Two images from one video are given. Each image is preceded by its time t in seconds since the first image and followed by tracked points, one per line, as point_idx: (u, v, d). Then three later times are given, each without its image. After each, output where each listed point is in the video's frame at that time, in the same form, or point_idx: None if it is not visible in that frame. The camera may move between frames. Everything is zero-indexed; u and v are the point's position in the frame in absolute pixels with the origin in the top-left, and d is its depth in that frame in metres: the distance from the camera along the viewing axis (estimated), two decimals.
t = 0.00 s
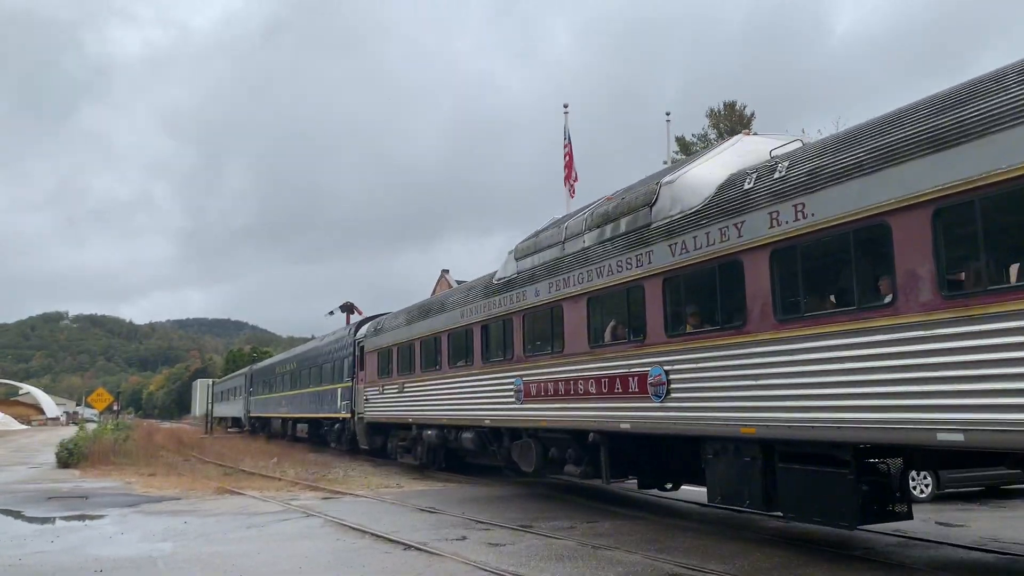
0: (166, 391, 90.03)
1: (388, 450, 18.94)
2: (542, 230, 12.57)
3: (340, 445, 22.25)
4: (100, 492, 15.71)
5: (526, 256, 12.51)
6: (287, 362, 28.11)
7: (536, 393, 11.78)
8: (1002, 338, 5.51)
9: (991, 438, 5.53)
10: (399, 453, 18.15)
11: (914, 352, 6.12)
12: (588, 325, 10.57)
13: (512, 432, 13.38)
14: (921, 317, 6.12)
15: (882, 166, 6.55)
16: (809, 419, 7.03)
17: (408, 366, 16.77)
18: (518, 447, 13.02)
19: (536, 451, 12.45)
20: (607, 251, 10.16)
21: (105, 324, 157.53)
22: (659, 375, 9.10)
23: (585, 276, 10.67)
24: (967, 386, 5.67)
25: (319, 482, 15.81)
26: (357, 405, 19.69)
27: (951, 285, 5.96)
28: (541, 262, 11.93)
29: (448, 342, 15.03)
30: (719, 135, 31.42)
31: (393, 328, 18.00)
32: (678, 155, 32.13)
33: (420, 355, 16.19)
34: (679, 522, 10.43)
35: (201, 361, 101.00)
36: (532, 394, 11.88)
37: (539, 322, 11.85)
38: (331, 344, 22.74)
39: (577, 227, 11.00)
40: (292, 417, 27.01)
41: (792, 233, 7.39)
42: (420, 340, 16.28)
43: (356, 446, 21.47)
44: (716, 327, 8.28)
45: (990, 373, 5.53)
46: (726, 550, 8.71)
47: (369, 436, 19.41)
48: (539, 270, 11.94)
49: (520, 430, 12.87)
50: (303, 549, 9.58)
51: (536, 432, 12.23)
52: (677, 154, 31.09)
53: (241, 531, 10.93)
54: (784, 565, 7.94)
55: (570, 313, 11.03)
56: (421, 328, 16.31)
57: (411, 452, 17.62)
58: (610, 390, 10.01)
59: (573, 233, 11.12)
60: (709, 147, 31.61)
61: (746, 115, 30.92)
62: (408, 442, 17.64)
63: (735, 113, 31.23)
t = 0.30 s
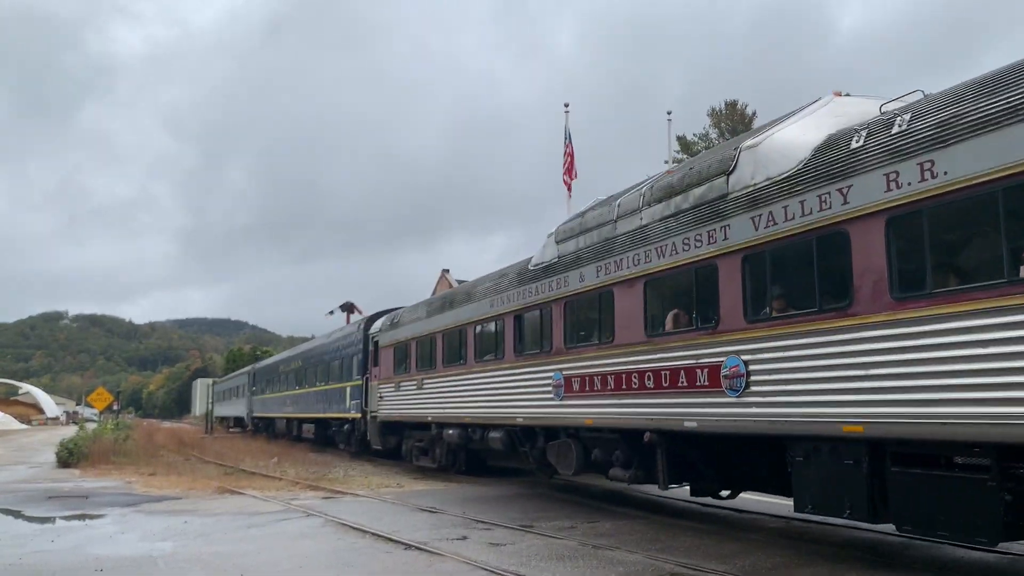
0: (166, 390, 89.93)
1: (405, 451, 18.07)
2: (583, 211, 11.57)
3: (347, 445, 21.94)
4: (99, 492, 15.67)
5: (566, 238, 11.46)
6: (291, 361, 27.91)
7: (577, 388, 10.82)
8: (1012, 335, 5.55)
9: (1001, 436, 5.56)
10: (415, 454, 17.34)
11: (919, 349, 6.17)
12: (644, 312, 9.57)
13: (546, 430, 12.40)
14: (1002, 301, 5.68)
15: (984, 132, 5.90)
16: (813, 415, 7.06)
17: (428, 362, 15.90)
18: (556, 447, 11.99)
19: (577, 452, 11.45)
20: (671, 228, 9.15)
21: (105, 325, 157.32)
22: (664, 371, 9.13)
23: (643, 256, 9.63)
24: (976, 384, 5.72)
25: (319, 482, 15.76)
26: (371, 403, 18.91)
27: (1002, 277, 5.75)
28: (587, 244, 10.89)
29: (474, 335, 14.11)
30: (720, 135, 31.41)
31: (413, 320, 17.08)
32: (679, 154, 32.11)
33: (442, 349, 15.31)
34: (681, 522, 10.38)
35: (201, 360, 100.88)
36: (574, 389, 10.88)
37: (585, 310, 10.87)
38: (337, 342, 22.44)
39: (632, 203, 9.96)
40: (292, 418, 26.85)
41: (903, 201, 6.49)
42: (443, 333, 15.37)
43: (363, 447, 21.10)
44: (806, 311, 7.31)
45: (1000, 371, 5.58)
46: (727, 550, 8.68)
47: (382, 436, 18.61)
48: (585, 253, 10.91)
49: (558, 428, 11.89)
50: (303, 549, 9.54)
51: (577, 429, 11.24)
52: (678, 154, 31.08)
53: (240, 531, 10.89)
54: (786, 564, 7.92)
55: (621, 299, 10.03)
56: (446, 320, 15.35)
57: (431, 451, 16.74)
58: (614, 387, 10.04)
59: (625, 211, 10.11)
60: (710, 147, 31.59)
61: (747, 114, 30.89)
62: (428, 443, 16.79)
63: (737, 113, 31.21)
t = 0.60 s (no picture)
0: (166, 391, 89.95)
1: (421, 454, 16.92)
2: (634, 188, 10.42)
3: (354, 450, 21.45)
4: (98, 493, 15.68)
5: (614, 220, 10.30)
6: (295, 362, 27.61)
7: (628, 384, 9.62)
8: (989, 332, 5.59)
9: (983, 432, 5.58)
10: (432, 457, 16.29)
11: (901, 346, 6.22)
12: (713, 297, 8.39)
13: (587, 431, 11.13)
14: (981, 301, 5.70)
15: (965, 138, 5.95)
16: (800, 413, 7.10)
17: (450, 358, 14.77)
18: (598, 450, 10.67)
19: (626, 455, 10.10)
20: (745, 202, 8.04)
21: (104, 325, 157.36)
22: (654, 370, 9.17)
23: (711, 234, 8.47)
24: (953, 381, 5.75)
25: (318, 483, 15.78)
26: (384, 402, 17.85)
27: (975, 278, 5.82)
28: (640, 224, 9.71)
29: (503, 328, 13.02)
30: (718, 135, 31.40)
31: (433, 314, 15.97)
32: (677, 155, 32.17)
33: (467, 344, 14.20)
34: (679, 523, 10.42)
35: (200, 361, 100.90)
36: (625, 384, 9.66)
37: (636, 296, 9.72)
38: (343, 342, 22.03)
39: (698, 176, 8.82)
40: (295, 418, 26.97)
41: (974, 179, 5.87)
42: (468, 326, 14.26)
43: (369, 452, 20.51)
44: (916, 293, 6.22)
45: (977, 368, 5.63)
46: (726, 550, 8.70)
47: (395, 437, 17.49)
48: (637, 233, 9.73)
49: (601, 429, 10.62)
50: (301, 550, 9.56)
51: (626, 430, 9.98)
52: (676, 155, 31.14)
53: (239, 532, 10.91)
54: (785, 565, 7.92)
55: (683, 284, 8.88)
56: (472, 312, 14.22)
57: (450, 453, 15.66)
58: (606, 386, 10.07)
59: (686, 186, 8.98)
60: (707, 148, 31.64)
61: (745, 115, 30.92)
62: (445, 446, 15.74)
63: (734, 114, 31.25)
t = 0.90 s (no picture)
0: (165, 392, 89.88)
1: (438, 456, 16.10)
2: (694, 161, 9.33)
3: (363, 452, 20.93)
4: (98, 493, 15.67)
5: (673, 196, 9.19)
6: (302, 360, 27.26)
7: (690, 381, 8.57)
8: (979, 333, 5.64)
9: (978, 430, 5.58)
10: (453, 460, 15.44)
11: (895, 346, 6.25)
12: (801, 281, 7.32)
13: (635, 434, 10.20)
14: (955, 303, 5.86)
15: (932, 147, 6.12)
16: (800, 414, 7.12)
17: (476, 355, 13.86)
18: (649, 456, 9.68)
19: (687, 462, 9.07)
20: (842, 168, 6.90)
21: (102, 326, 157.18)
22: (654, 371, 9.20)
23: (799, 207, 7.36)
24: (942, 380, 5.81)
25: (318, 483, 15.77)
26: (398, 401, 16.98)
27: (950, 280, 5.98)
28: (704, 200, 8.62)
29: (537, 321, 12.04)
30: (718, 136, 31.43)
31: (457, 307, 15.00)
32: (677, 155, 32.20)
33: (496, 339, 13.29)
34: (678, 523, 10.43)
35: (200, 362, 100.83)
36: (686, 381, 8.63)
37: (700, 282, 8.66)
38: (353, 341, 21.62)
39: (779, 142, 7.73)
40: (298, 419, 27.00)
41: (970, 180, 5.84)
42: (496, 321, 13.35)
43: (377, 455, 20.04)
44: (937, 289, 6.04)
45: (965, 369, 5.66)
46: (725, 551, 8.71)
47: (412, 439, 16.65)
48: (672, 221, 9.10)
49: (655, 434, 9.62)
50: (301, 550, 9.56)
51: (688, 434, 8.95)
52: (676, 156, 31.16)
53: (238, 532, 10.90)
54: (782, 566, 7.93)
55: (762, 267, 7.81)
56: (502, 304, 13.21)
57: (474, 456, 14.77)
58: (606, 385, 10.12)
59: (763, 155, 7.88)
60: (708, 148, 31.64)
61: (746, 115, 30.94)
62: (468, 448, 14.87)
63: (735, 115, 31.28)
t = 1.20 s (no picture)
0: (167, 389, 90.01)
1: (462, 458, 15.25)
2: (766, 128, 8.45)
3: (378, 452, 20.45)
4: (100, 491, 15.69)
5: (745, 167, 8.32)
6: (311, 356, 26.91)
7: (772, 377, 7.59)
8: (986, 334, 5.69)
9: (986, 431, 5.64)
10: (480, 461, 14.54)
11: (900, 347, 6.33)
12: (915, 254, 6.37)
13: (694, 437, 9.28)
14: (953, 306, 6.00)
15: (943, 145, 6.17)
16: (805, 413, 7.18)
17: (506, 347, 13.06)
18: (713, 462, 8.76)
19: (762, 469, 8.08)
20: (852, 166, 6.96)
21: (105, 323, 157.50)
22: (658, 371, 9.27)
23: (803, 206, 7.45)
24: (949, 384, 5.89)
25: (320, 481, 15.78)
26: (417, 399, 16.35)
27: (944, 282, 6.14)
28: (786, 167, 7.73)
29: (577, 310, 11.17)
30: (719, 134, 31.42)
31: (483, 296, 14.14)
32: (678, 153, 32.21)
33: (529, 331, 12.45)
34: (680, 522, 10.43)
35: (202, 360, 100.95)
36: (765, 377, 7.64)
37: (752, 271, 8.09)
38: (365, 335, 21.18)
39: (883, 97, 6.87)
40: (304, 416, 27.05)
41: (974, 180, 5.94)
42: (531, 311, 12.45)
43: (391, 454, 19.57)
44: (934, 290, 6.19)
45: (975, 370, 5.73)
46: (727, 548, 8.71)
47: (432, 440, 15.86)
48: (679, 219, 9.16)
49: (722, 437, 8.67)
50: (303, 548, 9.57)
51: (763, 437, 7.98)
52: (677, 153, 31.18)
53: (240, 530, 10.91)
54: (781, 564, 7.94)
55: (860, 244, 6.87)
56: (536, 293, 12.33)
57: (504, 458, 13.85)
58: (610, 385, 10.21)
59: (861, 114, 7.02)
60: (709, 146, 31.64)
61: (747, 114, 30.93)
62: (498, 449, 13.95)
63: (736, 113, 31.28)
